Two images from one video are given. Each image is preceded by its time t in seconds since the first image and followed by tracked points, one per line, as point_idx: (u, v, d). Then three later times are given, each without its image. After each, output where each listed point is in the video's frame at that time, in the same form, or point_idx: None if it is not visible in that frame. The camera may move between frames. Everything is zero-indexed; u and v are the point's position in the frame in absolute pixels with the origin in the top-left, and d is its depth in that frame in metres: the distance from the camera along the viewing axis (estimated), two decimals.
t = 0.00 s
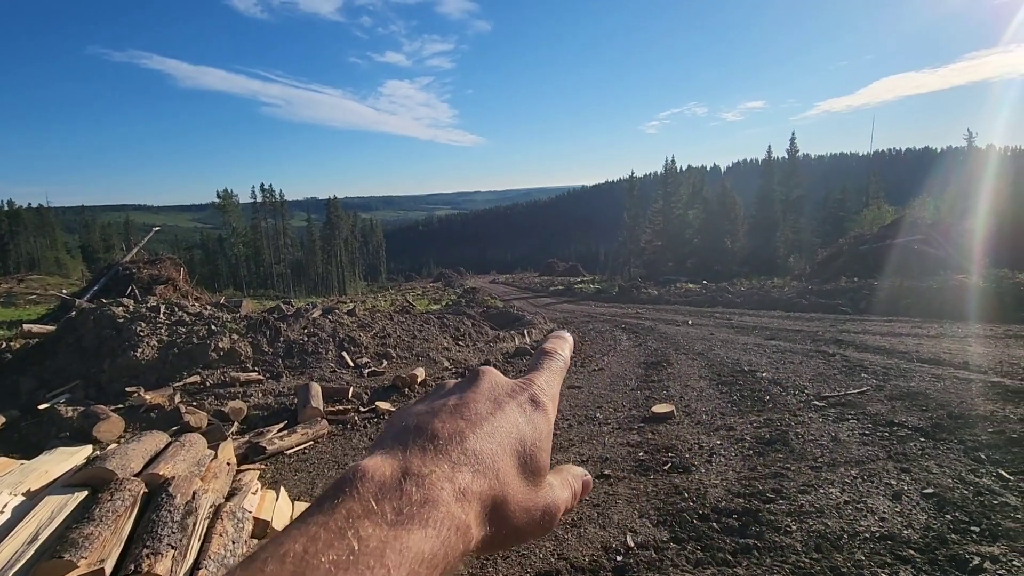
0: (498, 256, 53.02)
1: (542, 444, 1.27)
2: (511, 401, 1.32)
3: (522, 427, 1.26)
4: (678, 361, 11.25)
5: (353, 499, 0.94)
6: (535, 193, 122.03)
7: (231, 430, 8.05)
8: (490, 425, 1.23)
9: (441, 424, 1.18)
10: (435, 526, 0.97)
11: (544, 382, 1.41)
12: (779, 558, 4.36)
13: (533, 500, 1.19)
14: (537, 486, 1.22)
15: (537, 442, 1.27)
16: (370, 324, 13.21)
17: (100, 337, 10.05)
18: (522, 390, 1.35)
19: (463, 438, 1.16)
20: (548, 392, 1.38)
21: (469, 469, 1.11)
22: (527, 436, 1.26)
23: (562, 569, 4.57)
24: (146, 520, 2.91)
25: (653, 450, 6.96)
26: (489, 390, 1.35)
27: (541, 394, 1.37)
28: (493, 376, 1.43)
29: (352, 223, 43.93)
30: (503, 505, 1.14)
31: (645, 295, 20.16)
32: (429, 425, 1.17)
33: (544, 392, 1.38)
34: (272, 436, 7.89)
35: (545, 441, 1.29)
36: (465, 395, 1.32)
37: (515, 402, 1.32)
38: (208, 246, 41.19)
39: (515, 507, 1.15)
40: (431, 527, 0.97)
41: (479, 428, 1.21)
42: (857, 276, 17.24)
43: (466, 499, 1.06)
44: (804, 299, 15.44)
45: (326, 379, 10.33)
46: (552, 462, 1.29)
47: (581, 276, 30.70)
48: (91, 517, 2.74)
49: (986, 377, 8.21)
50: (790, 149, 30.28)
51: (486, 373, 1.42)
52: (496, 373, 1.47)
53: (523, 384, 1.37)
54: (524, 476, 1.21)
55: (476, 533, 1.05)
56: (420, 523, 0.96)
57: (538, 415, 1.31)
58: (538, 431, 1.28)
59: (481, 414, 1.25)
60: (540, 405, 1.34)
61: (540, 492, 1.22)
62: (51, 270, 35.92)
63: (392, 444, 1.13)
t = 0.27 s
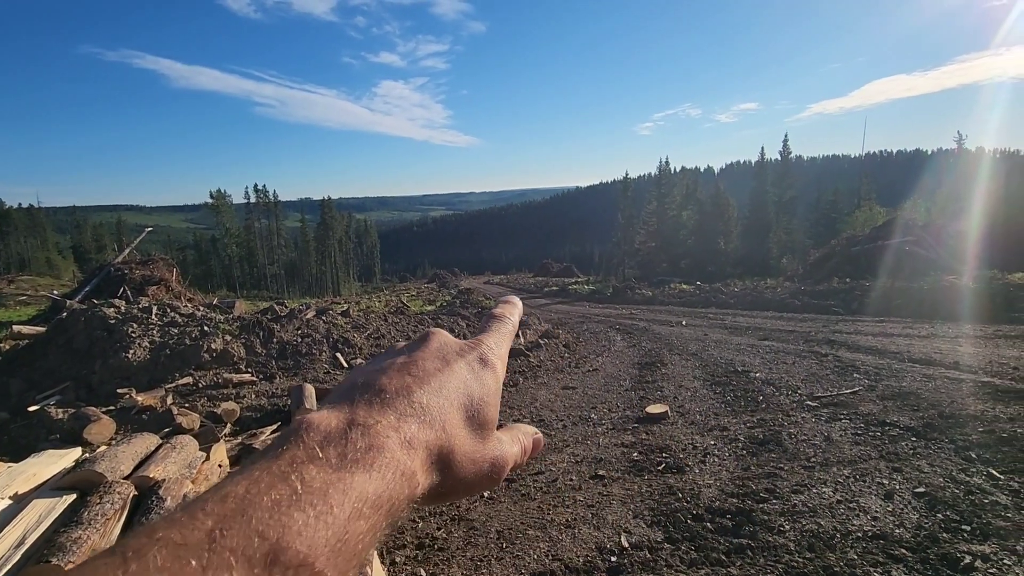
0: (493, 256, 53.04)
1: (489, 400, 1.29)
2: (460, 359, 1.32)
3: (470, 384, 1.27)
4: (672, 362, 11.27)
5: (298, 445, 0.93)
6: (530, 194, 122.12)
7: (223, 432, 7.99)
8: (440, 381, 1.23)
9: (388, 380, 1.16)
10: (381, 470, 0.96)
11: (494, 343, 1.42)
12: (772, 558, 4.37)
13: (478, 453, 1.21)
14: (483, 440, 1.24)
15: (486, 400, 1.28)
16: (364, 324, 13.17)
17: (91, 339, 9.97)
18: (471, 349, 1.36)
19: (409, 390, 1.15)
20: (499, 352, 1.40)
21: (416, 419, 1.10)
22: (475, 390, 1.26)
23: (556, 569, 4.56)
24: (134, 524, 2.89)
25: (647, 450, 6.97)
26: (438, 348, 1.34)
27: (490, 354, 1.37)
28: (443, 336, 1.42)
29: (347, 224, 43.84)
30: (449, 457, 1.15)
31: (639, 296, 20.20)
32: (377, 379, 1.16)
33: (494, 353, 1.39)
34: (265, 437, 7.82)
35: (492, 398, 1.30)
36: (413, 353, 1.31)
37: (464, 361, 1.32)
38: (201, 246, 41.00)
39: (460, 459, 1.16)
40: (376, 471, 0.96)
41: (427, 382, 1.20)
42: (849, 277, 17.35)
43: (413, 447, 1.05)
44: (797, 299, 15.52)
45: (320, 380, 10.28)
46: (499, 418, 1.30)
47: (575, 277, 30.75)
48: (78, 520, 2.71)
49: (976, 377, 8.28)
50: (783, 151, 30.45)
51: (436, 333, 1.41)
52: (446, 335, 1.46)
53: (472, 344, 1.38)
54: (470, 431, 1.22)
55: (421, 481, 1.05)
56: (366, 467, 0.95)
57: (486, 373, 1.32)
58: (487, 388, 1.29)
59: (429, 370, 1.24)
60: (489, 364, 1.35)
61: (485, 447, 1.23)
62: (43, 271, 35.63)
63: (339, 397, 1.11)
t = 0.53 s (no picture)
0: (488, 256, 53.03)
1: (480, 401, 1.29)
2: (450, 360, 1.32)
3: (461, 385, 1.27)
4: (667, 362, 11.28)
5: (292, 443, 0.91)
6: (525, 194, 122.16)
7: (216, 433, 7.93)
8: (431, 380, 1.22)
9: (379, 380, 1.15)
10: (375, 468, 0.95)
11: (482, 345, 1.42)
12: (766, 558, 4.37)
13: (468, 453, 1.20)
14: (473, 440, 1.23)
15: (477, 400, 1.28)
16: (359, 324, 13.12)
17: (82, 339, 9.89)
18: (460, 351, 1.36)
19: (400, 390, 1.14)
20: (487, 354, 1.40)
21: (408, 419, 1.09)
22: (466, 391, 1.26)
23: (550, 569, 4.56)
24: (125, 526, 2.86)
25: (642, 450, 6.97)
26: (427, 349, 1.34)
27: (479, 357, 1.37)
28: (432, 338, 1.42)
29: (341, 223, 43.74)
30: (440, 456, 1.13)
31: (634, 296, 20.25)
32: (367, 380, 1.14)
33: (483, 355, 1.39)
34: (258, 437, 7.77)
35: (481, 399, 1.30)
36: (403, 354, 1.30)
37: (454, 362, 1.32)
38: (195, 246, 40.82)
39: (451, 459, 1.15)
40: (370, 468, 0.94)
41: (418, 383, 1.20)
42: (843, 277, 17.45)
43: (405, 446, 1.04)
44: (791, 299, 15.59)
45: (314, 380, 10.23)
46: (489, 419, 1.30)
47: (571, 277, 30.79)
48: (68, 522, 2.69)
49: (969, 377, 8.33)
50: (777, 152, 30.59)
51: (425, 336, 1.40)
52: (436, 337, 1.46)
53: (461, 345, 1.37)
54: (461, 432, 1.21)
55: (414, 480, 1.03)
56: (360, 464, 0.93)
57: (476, 375, 1.32)
58: (476, 389, 1.29)
59: (420, 370, 1.24)
60: (478, 365, 1.36)
61: (475, 447, 1.23)
62: (34, 271, 35.38)
63: (329, 399, 1.09)
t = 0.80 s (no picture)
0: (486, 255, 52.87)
1: (447, 327, 1.46)
2: (419, 291, 1.49)
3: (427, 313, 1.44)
4: (664, 362, 11.28)
5: (245, 365, 1.09)
6: (522, 193, 121.98)
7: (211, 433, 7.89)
8: (399, 311, 1.40)
9: (348, 311, 1.34)
10: (331, 383, 1.13)
11: (454, 277, 1.58)
12: (761, 557, 4.38)
13: (434, 374, 1.38)
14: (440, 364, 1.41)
15: (444, 329, 1.45)
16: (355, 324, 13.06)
17: (76, 339, 9.82)
18: (430, 282, 1.52)
19: (364, 319, 1.33)
20: (460, 287, 1.56)
21: (369, 343, 1.28)
22: (432, 321, 1.43)
23: (547, 570, 4.56)
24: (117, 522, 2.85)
25: (638, 450, 6.98)
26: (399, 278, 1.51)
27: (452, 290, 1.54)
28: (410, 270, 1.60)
29: (338, 222, 43.53)
30: (403, 378, 1.32)
31: (632, 296, 20.23)
32: (338, 311, 1.34)
33: (457, 287, 1.55)
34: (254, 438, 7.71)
35: (449, 327, 1.47)
36: (376, 285, 1.48)
37: (422, 292, 1.49)
38: (190, 245, 40.57)
39: (415, 377, 1.35)
40: (328, 383, 1.12)
41: (386, 312, 1.38)
42: (839, 277, 17.47)
43: (364, 366, 1.23)
44: (788, 299, 15.60)
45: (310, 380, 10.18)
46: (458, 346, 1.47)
47: (568, 277, 30.73)
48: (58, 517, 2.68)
49: (964, 376, 8.35)
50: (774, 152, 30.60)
51: (398, 265, 1.58)
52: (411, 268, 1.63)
53: (431, 277, 1.54)
54: (427, 354, 1.39)
55: (373, 394, 1.23)
56: (315, 382, 1.10)
57: (445, 305, 1.49)
58: (444, 318, 1.46)
59: (387, 299, 1.42)
60: (449, 298, 1.52)
61: (441, 369, 1.41)
62: (28, 270, 35.09)
63: (300, 326, 1.29)
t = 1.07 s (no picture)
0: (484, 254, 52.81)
1: (452, 329, 1.47)
2: (428, 290, 1.51)
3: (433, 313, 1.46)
4: (663, 361, 11.28)
5: (247, 344, 1.13)
6: (521, 191, 121.96)
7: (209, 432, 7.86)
8: (406, 307, 1.43)
9: (356, 300, 1.38)
10: (329, 372, 1.16)
11: (465, 282, 1.60)
12: (760, 556, 4.38)
13: (432, 375, 1.40)
14: (440, 366, 1.43)
15: (447, 332, 1.46)
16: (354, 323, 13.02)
17: (73, 337, 9.78)
18: (440, 283, 1.54)
19: (369, 311, 1.36)
20: (468, 291, 1.57)
21: (372, 335, 1.31)
22: (437, 322, 1.45)
23: (545, 569, 4.55)
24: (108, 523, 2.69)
25: (637, 449, 6.96)
26: (410, 276, 1.55)
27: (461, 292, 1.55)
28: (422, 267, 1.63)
29: (337, 221, 43.42)
30: (401, 374, 1.35)
31: (631, 295, 20.19)
32: (346, 299, 1.38)
33: (466, 291, 1.56)
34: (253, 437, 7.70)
35: (454, 329, 1.48)
36: (385, 279, 1.52)
37: (431, 291, 1.51)
38: (188, 243, 40.45)
39: (412, 375, 1.37)
40: (325, 371, 1.16)
41: (394, 307, 1.41)
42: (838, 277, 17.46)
43: (364, 359, 1.26)
44: (787, 299, 15.59)
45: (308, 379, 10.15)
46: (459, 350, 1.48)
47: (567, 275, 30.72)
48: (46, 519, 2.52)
49: (963, 376, 8.35)
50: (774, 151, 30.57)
51: (413, 261, 1.61)
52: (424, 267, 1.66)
53: (442, 279, 1.56)
54: (428, 354, 1.41)
55: (370, 386, 1.26)
56: (314, 369, 1.14)
57: (453, 306, 1.51)
58: (450, 322, 1.48)
59: (395, 294, 1.45)
60: (457, 299, 1.53)
61: (440, 372, 1.43)
62: (25, 268, 34.97)
63: (310, 309, 1.33)
